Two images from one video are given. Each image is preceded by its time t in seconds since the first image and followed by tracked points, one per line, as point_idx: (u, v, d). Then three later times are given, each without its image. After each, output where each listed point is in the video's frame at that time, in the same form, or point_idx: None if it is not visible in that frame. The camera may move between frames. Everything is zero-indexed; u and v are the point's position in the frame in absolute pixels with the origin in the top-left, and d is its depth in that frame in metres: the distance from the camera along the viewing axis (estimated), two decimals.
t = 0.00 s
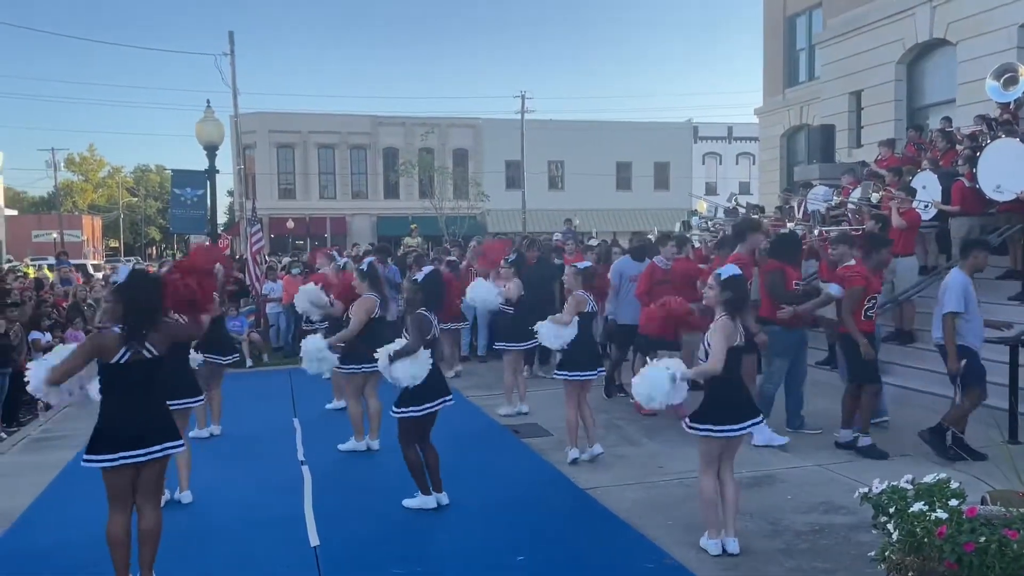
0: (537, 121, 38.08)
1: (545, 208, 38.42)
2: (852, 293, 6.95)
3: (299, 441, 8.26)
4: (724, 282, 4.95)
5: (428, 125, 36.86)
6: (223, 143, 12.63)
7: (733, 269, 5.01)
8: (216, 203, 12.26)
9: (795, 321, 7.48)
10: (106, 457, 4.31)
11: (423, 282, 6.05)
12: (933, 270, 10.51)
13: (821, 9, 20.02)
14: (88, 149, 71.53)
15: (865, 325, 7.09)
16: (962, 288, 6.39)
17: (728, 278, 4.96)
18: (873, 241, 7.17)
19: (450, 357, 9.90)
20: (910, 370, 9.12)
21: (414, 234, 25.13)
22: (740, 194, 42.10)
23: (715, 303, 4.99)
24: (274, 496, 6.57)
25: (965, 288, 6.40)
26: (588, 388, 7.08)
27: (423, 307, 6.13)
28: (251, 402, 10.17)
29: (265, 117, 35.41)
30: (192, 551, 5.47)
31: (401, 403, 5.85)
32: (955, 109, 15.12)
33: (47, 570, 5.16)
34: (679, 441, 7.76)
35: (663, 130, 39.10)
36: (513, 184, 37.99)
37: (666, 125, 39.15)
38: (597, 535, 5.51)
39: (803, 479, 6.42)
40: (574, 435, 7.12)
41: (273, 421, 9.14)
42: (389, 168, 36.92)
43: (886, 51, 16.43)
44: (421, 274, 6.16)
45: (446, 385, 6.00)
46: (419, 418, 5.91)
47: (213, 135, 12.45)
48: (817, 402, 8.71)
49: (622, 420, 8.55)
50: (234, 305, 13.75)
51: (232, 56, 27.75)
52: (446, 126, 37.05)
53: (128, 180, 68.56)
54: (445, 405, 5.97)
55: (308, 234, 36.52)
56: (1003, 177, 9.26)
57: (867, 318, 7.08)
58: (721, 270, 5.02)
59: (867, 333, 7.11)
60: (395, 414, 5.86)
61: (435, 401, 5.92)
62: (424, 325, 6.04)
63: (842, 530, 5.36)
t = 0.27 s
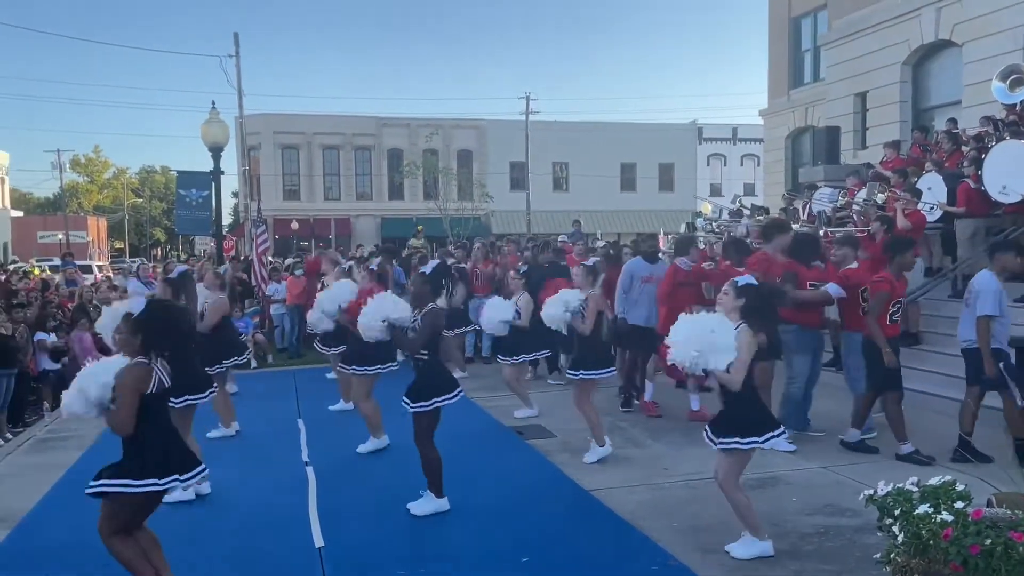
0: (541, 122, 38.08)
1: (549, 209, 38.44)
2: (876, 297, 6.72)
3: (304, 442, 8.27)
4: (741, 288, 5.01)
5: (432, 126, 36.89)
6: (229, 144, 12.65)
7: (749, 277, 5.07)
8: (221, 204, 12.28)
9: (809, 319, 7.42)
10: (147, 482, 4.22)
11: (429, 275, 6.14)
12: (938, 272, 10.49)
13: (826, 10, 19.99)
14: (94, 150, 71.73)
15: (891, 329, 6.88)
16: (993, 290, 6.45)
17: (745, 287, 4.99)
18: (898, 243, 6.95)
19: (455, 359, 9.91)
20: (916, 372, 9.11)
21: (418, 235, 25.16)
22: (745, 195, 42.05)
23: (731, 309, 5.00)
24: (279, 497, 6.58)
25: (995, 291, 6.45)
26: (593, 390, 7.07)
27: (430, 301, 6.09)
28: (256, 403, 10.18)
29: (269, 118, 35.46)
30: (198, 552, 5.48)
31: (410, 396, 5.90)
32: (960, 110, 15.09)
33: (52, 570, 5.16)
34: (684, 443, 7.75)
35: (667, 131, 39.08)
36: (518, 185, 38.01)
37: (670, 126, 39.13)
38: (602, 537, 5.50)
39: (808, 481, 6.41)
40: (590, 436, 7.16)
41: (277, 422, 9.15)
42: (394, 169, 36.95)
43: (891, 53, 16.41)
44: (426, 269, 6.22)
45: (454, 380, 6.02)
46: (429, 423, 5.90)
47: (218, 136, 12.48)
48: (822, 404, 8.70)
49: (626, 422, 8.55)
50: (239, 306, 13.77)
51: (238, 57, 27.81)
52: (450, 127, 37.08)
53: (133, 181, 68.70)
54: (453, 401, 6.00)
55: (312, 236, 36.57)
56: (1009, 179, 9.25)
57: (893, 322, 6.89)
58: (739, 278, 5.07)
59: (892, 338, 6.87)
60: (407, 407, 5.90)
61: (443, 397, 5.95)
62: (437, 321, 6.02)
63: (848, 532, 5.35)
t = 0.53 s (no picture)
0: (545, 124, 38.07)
1: (553, 211, 38.45)
2: (902, 302, 6.60)
3: (308, 444, 8.27)
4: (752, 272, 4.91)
5: (436, 128, 36.90)
6: (233, 145, 12.67)
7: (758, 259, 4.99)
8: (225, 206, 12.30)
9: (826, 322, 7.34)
10: (131, 454, 4.31)
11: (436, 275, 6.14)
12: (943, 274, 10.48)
13: (830, 12, 19.95)
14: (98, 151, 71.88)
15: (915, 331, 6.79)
16: None
17: (755, 270, 4.90)
18: (915, 243, 6.74)
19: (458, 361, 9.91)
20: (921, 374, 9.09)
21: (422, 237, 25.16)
22: (749, 197, 41.99)
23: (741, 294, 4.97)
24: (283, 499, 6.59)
25: None
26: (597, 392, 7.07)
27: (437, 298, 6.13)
28: (259, 404, 10.19)
29: (273, 120, 35.49)
30: (202, 553, 5.49)
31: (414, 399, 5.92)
32: (965, 112, 15.06)
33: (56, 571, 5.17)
34: (688, 445, 7.75)
35: (671, 133, 39.05)
36: (522, 187, 38.02)
37: (674, 128, 39.10)
38: (607, 539, 5.50)
39: (812, 483, 6.40)
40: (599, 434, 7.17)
41: (281, 424, 9.16)
42: (398, 171, 36.98)
43: (896, 54, 16.39)
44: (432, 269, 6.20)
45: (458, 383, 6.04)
46: (434, 425, 5.91)
47: (223, 137, 12.50)
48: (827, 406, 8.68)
49: (630, 423, 8.54)
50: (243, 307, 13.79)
51: (242, 59, 27.86)
52: (454, 129, 37.09)
53: (138, 183, 68.86)
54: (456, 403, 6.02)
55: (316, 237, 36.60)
56: (1014, 181, 9.26)
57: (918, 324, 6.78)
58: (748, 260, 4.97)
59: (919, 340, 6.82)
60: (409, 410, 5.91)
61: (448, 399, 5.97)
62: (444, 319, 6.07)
63: (852, 534, 5.34)
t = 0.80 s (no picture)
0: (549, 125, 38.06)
1: (556, 213, 38.45)
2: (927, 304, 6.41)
3: (311, 445, 8.28)
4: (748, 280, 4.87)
5: (439, 129, 36.91)
6: (237, 147, 12.69)
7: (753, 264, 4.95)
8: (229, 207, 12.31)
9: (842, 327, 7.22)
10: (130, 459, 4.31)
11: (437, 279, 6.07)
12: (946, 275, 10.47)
13: (834, 13, 19.93)
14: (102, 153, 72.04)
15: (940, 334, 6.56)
16: None
17: (751, 277, 4.87)
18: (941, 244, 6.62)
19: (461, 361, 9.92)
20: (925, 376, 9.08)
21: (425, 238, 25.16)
22: (752, 199, 41.91)
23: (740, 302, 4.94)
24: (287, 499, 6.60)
25: None
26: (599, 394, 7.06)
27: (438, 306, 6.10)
28: (262, 405, 10.20)
29: (277, 122, 35.53)
30: (205, 554, 5.49)
31: (417, 401, 5.92)
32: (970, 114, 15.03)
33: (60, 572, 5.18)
34: (691, 447, 7.74)
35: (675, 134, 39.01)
36: (525, 188, 38.02)
37: (677, 129, 39.07)
38: (609, 540, 5.50)
39: (816, 484, 6.39)
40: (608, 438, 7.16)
41: (284, 425, 9.17)
42: (401, 172, 37.01)
43: (900, 56, 16.36)
44: (432, 271, 6.13)
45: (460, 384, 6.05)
46: (437, 427, 5.91)
47: (227, 139, 12.52)
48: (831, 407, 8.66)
49: (633, 425, 8.54)
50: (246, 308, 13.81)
51: (246, 61, 27.90)
52: (457, 130, 37.10)
53: (142, 184, 68.99)
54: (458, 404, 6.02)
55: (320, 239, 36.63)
56: (1018, 183, 9.25)
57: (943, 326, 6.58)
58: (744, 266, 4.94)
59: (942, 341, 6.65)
60: (413, 412, 5.90)
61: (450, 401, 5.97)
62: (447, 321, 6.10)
63: (855, 536, 5.33)
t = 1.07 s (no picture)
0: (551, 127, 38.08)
1: (559, 214, 38.45)
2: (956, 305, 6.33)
3: (314, 446, 8.29)
4: (760, 305, 4.78)
5: (442, 130, 36.93)
6: (240, 149, 12.72)
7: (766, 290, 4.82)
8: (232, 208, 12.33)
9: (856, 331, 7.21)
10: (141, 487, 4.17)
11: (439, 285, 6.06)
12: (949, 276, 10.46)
13: (837, 14, 19.91)
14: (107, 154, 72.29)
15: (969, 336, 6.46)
16: None
17: (763, 303, 4.78)
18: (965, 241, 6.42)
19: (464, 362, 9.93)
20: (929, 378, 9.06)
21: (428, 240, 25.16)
22: (756, 200, 41.80)
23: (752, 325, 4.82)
24: (289, 501, 6.60)
25: None
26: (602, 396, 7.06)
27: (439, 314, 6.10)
28: (265, 406, 10.21)
29: (280, 123, 35.60)
30: (207, 555, 5.50)
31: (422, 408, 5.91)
32: (974, 115, 14.99)
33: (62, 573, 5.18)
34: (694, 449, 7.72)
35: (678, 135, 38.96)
36: (528, 189, 38.02)
37: (680, 131, 39.02)
38: (611, 543, 5.49)
39: (819, 487, 6.38)
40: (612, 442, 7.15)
41: (287, 426, 9.18)
42: (404, 174, 37.04)
43: (903, 57, 16.34)
44: (434, 277, 6.11)
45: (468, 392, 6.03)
46: (440, 432, 5.90)
47: (230, 141, 12.55)
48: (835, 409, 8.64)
49: (636, 427, 8.52)
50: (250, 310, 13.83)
51: (250, 62, 27.97)
52: (460, 131, 37.11)
53: (146, 185, 69.18)
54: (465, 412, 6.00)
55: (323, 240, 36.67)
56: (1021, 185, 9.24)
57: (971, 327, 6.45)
58: (754, 293, 4.84)
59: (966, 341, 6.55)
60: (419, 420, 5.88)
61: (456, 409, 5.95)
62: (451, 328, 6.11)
63: (859, 539, 5.32)
